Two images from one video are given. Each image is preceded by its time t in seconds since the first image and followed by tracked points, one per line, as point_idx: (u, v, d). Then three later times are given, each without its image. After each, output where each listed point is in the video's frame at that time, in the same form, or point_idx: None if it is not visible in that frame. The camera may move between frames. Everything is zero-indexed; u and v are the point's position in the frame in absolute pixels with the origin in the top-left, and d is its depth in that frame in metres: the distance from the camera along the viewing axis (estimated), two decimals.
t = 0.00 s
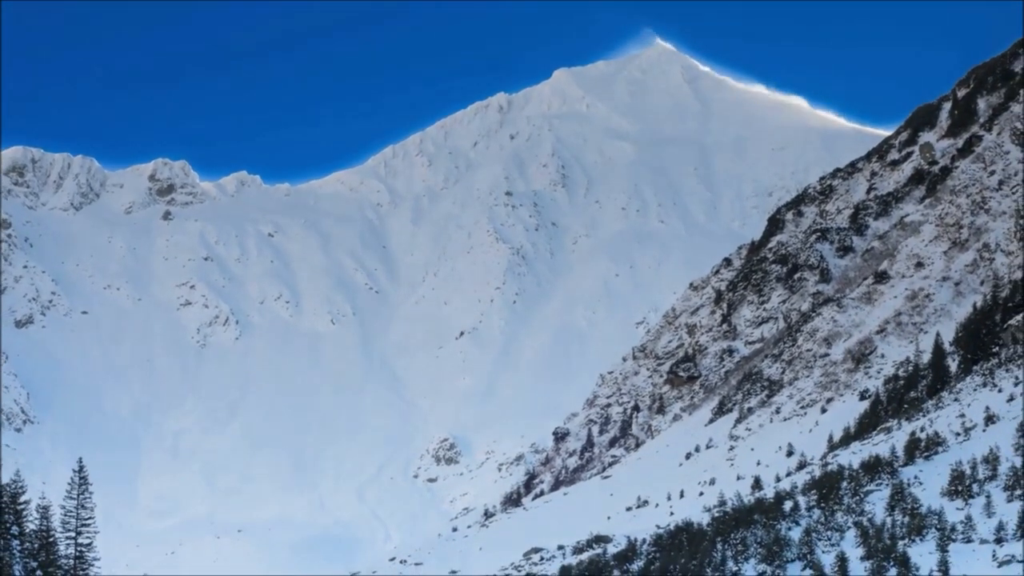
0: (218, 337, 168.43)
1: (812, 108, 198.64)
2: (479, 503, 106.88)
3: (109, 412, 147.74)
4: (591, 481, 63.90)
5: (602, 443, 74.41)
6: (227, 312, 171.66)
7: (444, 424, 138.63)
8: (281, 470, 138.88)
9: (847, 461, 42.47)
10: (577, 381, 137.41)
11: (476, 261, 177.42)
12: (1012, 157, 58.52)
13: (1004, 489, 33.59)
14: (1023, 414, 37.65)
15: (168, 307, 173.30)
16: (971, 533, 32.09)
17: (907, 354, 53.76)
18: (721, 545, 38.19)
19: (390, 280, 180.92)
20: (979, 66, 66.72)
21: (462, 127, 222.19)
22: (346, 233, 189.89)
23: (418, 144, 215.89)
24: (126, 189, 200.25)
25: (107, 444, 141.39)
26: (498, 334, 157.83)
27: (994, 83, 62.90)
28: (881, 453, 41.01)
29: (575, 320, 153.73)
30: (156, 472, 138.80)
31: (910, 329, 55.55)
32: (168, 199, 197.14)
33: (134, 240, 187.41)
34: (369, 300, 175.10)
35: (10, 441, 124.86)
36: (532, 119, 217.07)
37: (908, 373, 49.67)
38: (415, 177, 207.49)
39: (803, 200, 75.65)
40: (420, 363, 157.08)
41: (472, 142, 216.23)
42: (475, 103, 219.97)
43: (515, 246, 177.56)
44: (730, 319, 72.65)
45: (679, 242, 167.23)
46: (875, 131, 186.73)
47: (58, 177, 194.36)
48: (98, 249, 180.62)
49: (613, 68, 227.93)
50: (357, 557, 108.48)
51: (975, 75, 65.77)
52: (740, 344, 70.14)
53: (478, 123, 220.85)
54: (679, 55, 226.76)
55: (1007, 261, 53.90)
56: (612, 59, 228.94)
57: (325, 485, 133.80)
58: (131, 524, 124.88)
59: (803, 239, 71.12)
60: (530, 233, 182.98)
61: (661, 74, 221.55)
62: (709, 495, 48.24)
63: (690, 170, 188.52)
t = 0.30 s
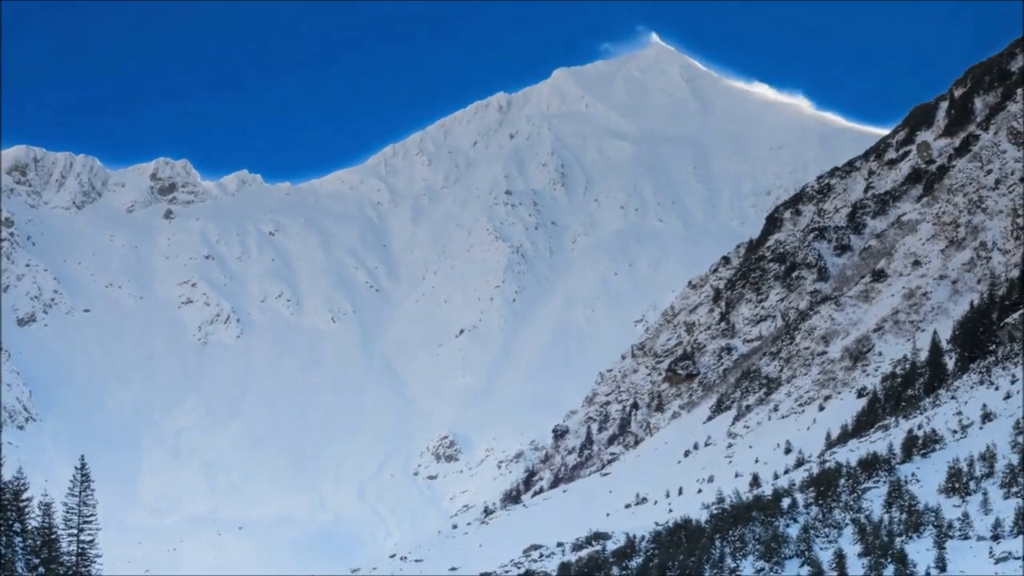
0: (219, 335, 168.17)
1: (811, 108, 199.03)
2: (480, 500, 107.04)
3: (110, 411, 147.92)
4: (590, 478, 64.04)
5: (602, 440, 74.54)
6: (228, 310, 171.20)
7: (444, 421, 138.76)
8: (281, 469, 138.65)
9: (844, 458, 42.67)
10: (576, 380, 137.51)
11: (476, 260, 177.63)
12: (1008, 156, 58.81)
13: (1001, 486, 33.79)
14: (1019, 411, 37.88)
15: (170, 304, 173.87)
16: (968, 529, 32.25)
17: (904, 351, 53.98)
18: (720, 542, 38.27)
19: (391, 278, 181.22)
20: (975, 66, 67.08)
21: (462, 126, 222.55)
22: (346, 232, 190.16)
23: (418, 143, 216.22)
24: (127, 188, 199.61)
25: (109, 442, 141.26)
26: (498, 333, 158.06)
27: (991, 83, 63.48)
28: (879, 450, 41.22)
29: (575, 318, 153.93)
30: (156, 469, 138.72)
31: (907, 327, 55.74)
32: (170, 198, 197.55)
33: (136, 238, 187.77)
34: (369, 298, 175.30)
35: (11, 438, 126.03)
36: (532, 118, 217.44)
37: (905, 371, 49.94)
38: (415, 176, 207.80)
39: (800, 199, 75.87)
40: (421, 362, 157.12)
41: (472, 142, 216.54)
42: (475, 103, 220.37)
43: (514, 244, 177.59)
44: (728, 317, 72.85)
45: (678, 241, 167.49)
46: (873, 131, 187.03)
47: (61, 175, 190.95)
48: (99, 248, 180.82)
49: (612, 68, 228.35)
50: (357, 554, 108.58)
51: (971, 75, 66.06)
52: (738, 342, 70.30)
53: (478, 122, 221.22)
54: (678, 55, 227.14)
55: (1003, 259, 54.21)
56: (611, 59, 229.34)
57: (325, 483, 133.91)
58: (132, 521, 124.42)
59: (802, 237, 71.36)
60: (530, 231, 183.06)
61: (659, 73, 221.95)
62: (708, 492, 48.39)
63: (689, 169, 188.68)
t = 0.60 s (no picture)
0: (220, 333, 168.22)
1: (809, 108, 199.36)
2: (479, 497, 107.20)
3: (111, 409, 148.25)
4: (589, 476, 64.21)
5: (600, 438, 74.66)
6: (229, 308, 171.11)
7: (443, 419, 138.95)
8: (282, 467, 138.62)
9: (842, 456, 42.87)
10: (575, 379, 137.67)
11: (475, 258, 177.91)
12: (1005, 156, 58.98)
13: (997, 483, 33.98)
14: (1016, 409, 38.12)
15: (171, 302, 174.27)
16: (965, 526, 32.43)
17: (902, 350, 54.12)
18: (718, 539, 38.37)
19: (391, 277, 181.51)
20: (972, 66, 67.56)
21: (462, 126, 222.96)
22: (347, 231, 190.46)
23: (418, 142, 216.60)
24: (130, 187, 200.06)
25: (110, 439, 141.67)
26: (498, 331, 158.31)
27: (988, 83, 64.04)
28: (876, 448, 41.43)
29: (574, 316, 154.15)
30: (157, 466, 138.88)
31: (904, 325, 55.90)
32: (172, 197, 198.03)
33: (137, 237, 188.00)
34: (370, 296, 175.54)
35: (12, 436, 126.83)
36: (532, 118, 217.83)
37: (903, 369, 50.18)
38: (415, 175, 208.10)
39: (798, 198, 76.08)
40: (421, 360, 157.27)
41: (472, 141, 216.92)
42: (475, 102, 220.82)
43: (513, 243, 177.67)
44: (726, 315, 73.07)
45: (677, 239, 167.71)
46: (870, 130, 187.35)
47: (63, 175, 191.69)
48: (101, 246, 181.07)
49: (611, 69, 228.83)
50: (358, 551, 108.76)
51: (968, 75, 66.45)
52: (736, 340, 70.47)
53: (477, 122, 221.60)
54: (677, 55, 227.51)
55: (1000, 258, 54.42)
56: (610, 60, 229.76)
57: (326, 480, 134.04)
58: (133, 517, 124.79)
59: (799, 236, 71.56)
60: (529, 230, 183.20)
61: (658, 73, 222.33)
62: (707, 490, 48.55)
63: (687, 168, 188.82)
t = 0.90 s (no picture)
0: (222, 331, 168.60)
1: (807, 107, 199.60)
2: (479, 494, 107.43)
3: (114, 407, 148.53)
4: (588, 473, 64.44)
5: (599, 435, 74.86)
6: (230, 306, 171.41)
7: (443, 417, 139.15)
8: (283, 464, 138.71)
9: (839, 453, 43.06)
10: (574, 377, 137.77)
11: (475, 257, 178.10)
12: (1002, 155, 59.12)
13: (994, 481, 34.17)
14: (1013, 407, 38.35)
15: (172, 301, 174.56)
16: (962, 523, 32.58)
17: (899, 347, 54.28)
18: (716, 536, 38.51)
19: (391, 275, 181.74)
20: (969, 65, 67.66)
21: (461, 125, 223.29)
22: (347, 229, 190.79)
23: (418, 141, 216.86)
24: (131, 186, 200.83)
25: (112, 437, 141.99)
26: (497, 329, 158.49)
27: (984, 82, 64.15)
28: (873, 445, 41.65)
29: (573, 315, 154.37)
30: (160, 463, 139.06)
31: (901, 324, 56.08)
32: (173, 196, 198.76)
33: (139, 235, 188.22)
34: (370, 294, 175.82)
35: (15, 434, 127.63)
36: (531, 117, 218.20)
37: (900, 367, 50.45)
38: (415, 174, 208.50)
39: (797, 196, 76.30)
40: (421, 358, 157.39)
41: (471, 140, 217.35)
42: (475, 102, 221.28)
43: (512, 241, 177.76)
44: (724, 313, 73.30)
45: (675, 238, 167.94)
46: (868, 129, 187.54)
47: (65, 173, 191.05)
48: (102, 244, 181.33)
49: (610, 68, 229.22)
50: (358, 548, 108.90)
51: (964, 75, 66.59)
52: (735, 338, 70.65)
53: (477, 121, 222.08)
54: (675, 54, 227.81)
55: (997, 256, 54.61)
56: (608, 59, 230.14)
57: (327, 477, 134.23)
58: (135, 515, 124.98)
59: (797, 235, 71.73)
60: (529, 229, 183.35)
61: (657, 72, 222.62)
62: (705, 486, 48.80)
63: (686, 167, 188.97)
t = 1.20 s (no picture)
0: (223, 329, 168.81)
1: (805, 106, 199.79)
2: (479, 491, 107.66)
3: (115, 405, 148.70)
4: (588, 470, 64.68)
5: (598, 433, 75.05)
6: (232, 304, 171.67)
7: (443, 415, 139.38)
8: (284, 461, 138.83)
9: (837, 450, 43.27)
10: (573, 375, 138.01)
11: (474, 255, 178.25)
12: (999, 154, 59.16)
13: (991, 477, 34.36)
14: (1009, 405, 38.55)
15: (173, 299, 174.88)
16: (959, 520, 32.74)
17: (896, 345, 54.42)
18: (715, 533, 38.69)
19: (392, 273, 181.90)
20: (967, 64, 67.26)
21: (461, 125, 223.49)
22: (347, 228, 190.96)
23: (418, 140, 216.98)
24: (133, 185, 201.02)
25: (114, 434, 142.07)
26: (497, 327, 158.66)
27: (982, 81, 63.77)
28: (871, 443, 41.85)
29: (572, 313, 154.60)
30: (162, 460, 139.16)
31: (899, 322, 56.24)
32: (175, 195, 199.16)
33: (140, 233, 188.39)
34: (370, 293, 175.99)
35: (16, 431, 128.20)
36: (530, 116, 218.47)
37: (898, 365, 50.64)
38: (415, 173, 208.73)
39: (795, 195, 76.48)
40: (421, 356, 157.58)
41: (471, 139, 217.66)
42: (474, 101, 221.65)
43: (512, 240, 177.87)
44: (723, 311, 73.52)
45: (674, 236, 168.18)
46: (866, 128, 187.70)
47: (67, 172, 193.78)
48: (104, 243, 181.53)
49: (608, 68, 229.43)
50: (359, 544, 109.13)
51: (962, 74, 66.64)
52: (733, 336, 70.83)
53: (477, 120, 222.40)
54: (673, 54, 228.02)
55: (993, 255, 54.80)
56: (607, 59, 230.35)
57: (327, 474, 134.40)
58: (138, 512, 125.12)
59: (796, 233, 71.88)
60: (528, 227, 183.56)
61: (655, 72, 222.87)
62: (704, 484, 49.00)
63: (684, 165, 189.22)
